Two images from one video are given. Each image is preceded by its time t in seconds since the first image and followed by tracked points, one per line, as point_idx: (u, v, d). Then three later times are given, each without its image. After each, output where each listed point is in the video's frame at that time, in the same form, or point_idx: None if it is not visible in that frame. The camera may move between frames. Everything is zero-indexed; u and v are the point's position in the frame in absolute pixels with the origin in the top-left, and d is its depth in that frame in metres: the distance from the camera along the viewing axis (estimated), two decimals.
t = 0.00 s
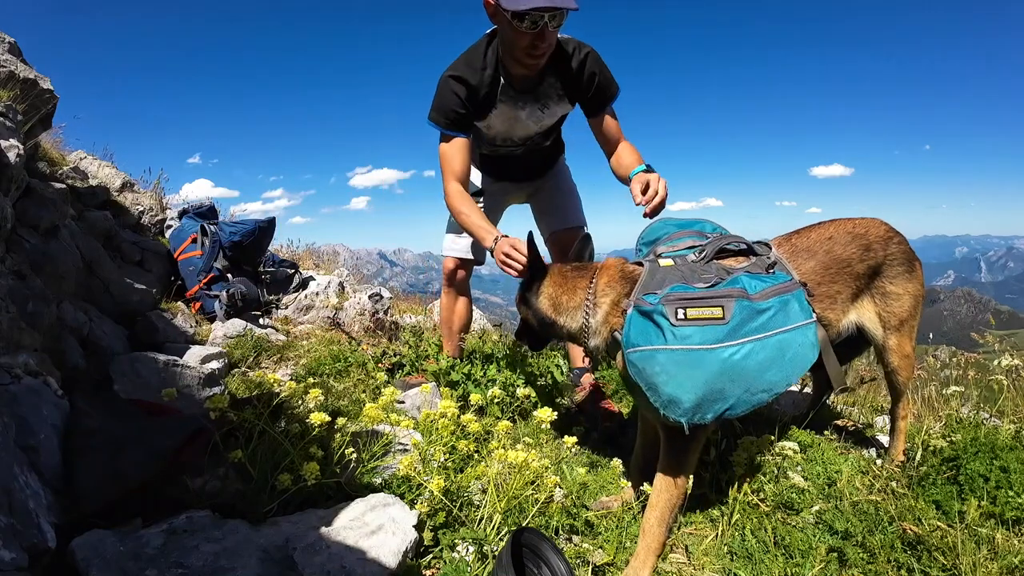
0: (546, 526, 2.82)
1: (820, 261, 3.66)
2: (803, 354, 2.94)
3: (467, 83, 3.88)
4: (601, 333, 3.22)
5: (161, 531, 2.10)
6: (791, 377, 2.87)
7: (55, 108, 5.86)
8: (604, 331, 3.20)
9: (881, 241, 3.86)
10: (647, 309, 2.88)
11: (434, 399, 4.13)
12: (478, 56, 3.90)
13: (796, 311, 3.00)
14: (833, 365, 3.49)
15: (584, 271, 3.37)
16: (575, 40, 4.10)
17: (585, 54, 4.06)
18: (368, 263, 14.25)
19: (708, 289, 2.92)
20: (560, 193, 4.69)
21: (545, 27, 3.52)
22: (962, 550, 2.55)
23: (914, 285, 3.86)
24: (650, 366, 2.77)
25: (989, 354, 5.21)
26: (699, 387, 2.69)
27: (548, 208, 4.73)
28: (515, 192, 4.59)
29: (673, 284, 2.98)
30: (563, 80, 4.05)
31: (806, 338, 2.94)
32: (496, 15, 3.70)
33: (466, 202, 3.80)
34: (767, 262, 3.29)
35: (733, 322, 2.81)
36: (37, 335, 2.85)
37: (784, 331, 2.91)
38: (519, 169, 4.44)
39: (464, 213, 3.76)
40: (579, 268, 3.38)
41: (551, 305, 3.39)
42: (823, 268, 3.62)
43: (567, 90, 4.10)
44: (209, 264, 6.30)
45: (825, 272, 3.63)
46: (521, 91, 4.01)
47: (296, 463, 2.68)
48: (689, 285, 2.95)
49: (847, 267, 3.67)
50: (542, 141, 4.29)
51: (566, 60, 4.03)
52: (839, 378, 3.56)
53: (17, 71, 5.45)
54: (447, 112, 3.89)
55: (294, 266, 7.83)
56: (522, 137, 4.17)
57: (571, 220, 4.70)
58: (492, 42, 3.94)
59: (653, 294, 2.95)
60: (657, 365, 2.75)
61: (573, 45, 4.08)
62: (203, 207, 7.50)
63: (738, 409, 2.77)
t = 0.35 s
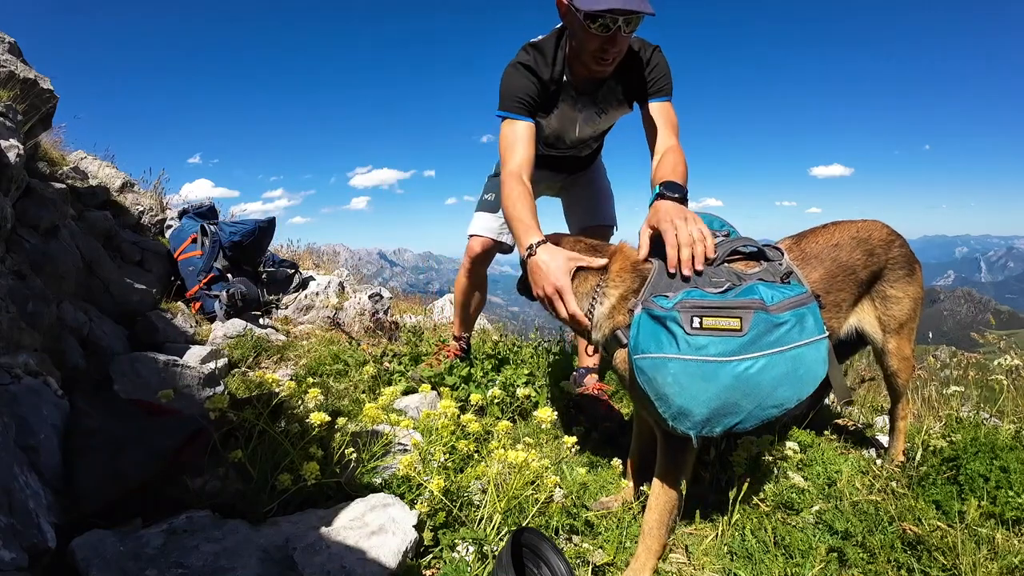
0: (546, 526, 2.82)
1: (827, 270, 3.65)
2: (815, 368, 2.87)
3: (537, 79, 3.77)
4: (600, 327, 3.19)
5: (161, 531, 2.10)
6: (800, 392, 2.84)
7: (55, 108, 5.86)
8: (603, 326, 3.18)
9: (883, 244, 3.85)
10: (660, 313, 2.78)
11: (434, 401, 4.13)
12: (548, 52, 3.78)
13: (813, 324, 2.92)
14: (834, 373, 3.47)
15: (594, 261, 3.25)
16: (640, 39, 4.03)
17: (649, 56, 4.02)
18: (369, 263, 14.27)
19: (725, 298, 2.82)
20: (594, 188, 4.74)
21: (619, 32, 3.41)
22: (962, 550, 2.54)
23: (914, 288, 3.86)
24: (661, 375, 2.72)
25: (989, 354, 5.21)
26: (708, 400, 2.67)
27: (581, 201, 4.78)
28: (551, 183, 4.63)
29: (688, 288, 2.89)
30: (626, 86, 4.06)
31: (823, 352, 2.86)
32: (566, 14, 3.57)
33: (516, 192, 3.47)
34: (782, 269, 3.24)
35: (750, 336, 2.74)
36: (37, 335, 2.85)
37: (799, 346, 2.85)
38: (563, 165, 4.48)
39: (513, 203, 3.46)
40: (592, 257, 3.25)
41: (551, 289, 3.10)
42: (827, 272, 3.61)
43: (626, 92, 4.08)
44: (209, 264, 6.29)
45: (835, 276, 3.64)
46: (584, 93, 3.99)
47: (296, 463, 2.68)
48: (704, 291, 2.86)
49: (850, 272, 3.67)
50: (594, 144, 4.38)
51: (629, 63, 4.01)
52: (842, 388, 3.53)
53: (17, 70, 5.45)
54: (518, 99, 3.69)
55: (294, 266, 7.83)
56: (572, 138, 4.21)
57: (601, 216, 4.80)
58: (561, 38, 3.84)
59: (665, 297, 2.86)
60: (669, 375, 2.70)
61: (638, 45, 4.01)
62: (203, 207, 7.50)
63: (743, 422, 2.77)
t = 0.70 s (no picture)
0: (546, 526, 2.82)
1: (820, 265, 3.65)
2: (771, 339, 2.92)
3: (515, 77, 3.95)
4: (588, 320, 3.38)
5: (161, 531, 2.10)
6: (754, 358, 2.88)
7: (55, 108, 5.86)
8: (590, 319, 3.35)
9: (880, 244, 3.84)
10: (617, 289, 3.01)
11: (433, 403, 4.13)
12: (527, 51, 3.93)
13: (768, 298, 3.00)
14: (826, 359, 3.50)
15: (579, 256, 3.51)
16: (624, 35, 4.03)
17: (633, 51, 3.98)
18: (369, 263, 14.27)
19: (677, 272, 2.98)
20: (597, 185, 4.68)
21: (589, 28, 3.53)
22: (962, 551, 2.55)
23: (911, 290, 3.85)
24: (614, 342, 2.90)
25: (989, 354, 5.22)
26: (654, 361, 2.81)
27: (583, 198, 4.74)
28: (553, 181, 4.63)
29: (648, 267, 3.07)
30: (610, 82, 4.02)
31: (776, 324, 2.94)
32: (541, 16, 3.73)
33: (502, 196, 3.88)
34: (750, 254, 3.26)
35: (695, 304, 2.86)
36: (37, 335, 2.85)
37: (752, 315, 2.92)
38: (561, 164, 4.48)
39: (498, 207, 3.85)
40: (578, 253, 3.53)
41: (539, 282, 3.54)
42: (816, 267, 3.66)
43: (613, 88, 4.05)
44: (209, 264, 6.29)
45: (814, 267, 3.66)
46: (567, 91, 4.02)
47: (296, 463, 2.68)
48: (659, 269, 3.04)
49: (839, 264, 3.70)
50: (591, 144, 4.38)
51: (613, 59, 3.99)
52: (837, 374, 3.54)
53: (17, 70, 5.45)
54: (494, 100, 3.96)
55: (294, 266, 7.84)
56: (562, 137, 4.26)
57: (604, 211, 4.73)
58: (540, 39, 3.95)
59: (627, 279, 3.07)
60: (618, 341, 2.88)
61: (623, 41, 4.00)
62: (203, 208, 7.50)
63: (695, 386, 2.85)
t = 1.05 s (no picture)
0: (546, 527, 2.82)
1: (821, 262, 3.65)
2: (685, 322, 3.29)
3: (489, 89, 3.99)
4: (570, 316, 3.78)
5: (161, 531, 2.10)
6: (666, 337, 3.29)
7: (55, 108, 5.86)
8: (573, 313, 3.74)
9: (842, 247, 3.70)
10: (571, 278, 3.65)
11: (433, 403, 4.13)
12: (501, 62, 3.96)
13: (689, 287, 3.34)
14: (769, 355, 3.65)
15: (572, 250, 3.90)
16: (602, 39, 4.04)
17: (611, 55, 3.98)
18: (369, 263, 14.27)
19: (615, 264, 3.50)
20: (591, 185, 4.65)
21: (561, 47, 3.61)
22: (961, 551, 2.55)
23: (880, 293, 3.63)
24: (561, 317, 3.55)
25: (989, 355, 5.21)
26: (580, 330, 3.40)
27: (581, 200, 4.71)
28: (548, 185, 4.63)
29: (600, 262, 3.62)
30: (588, 89, 4.03)
31: (694, 310, 3.30)
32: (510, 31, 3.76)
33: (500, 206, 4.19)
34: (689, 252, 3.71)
35: (619, 290, 3.36)
36: (37, 335, 2.85)
37: (669, 300, 3.32)
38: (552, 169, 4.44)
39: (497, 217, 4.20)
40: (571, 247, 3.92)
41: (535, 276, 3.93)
42: (810, 262, 3.68)
43: (592, 95, 4.07)
44: (208, 264, 6.29)
45: (763, 264, 3.72)
46: (546, 99, 4.05)
47: (296, 463, 2.68)
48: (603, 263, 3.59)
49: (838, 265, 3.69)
50: (576, 146, 4.27)
51: (590, 64, 4.00)
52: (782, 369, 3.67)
53: (17, 71, 5.45)
54: (470, 113, 4.06)
55: (294, 266, 7.84)
56: (547, 143, 4.21)
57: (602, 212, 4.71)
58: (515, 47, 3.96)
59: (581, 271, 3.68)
60: (560, 315, 3.53)
61: (600, 46, 4.01)
62: (203, 208, 7.50)
63: (613, 355, 3.37)
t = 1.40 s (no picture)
0: (546, 527, 2.82)
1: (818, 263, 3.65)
2: (633, 295, 3.56)
3: (507, 84, 4.00)
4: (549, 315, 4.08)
5: (161, 531, 2.10)
6: (615, 308, 3.55)
7: (55, 108, 5.86)
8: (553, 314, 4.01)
9: (789, 242, 3.75)
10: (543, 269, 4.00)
11: (434, 403, 4.13)
12: (520, 58, 3.95)
13: (635, 267, 3.66)
14: (710, 330, 3.71)
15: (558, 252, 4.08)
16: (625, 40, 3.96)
17: (633, 61, 3.93)
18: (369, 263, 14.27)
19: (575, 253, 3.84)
20: (598, 182, 4.66)
21: (591, 62, 3.58)
22: (961, 551, 2.55)
23: (827, 286, 3.62)
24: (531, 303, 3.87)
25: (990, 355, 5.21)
26: (543, 309, 3.71)
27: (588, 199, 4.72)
28: (555, 182, 4.64)
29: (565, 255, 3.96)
30: (607, 93, 4.00)
31: (640, 288, 3.59)
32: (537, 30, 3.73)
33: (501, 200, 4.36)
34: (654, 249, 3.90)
35: (575, 273, 3.67)
36: (37, 335, 2.84)
37: (618, 280, 3.60)
38: (562, 166, 4.48)
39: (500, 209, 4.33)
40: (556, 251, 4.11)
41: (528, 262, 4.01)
42: (813, 259, 3.65)
43: (611, 99, 4.04)
44: (208, 264, 6.29)
45: (708, 254, 3.83)
46: (564, 100, 4.02)
47: (296, 463, 2.67)
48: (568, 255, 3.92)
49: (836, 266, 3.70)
50: (586, 143, 4.32)
51: (612, 68, 3.94)
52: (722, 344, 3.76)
53: (17, 71, 5.45)
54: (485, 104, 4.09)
55: (294, 266, 7.84)
56: (559, 139, 4.21)
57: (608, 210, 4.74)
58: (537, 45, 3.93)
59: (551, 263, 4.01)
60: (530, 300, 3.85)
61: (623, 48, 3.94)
62: (203, 208, 7.50)
63: (571, 328, 3.62)
